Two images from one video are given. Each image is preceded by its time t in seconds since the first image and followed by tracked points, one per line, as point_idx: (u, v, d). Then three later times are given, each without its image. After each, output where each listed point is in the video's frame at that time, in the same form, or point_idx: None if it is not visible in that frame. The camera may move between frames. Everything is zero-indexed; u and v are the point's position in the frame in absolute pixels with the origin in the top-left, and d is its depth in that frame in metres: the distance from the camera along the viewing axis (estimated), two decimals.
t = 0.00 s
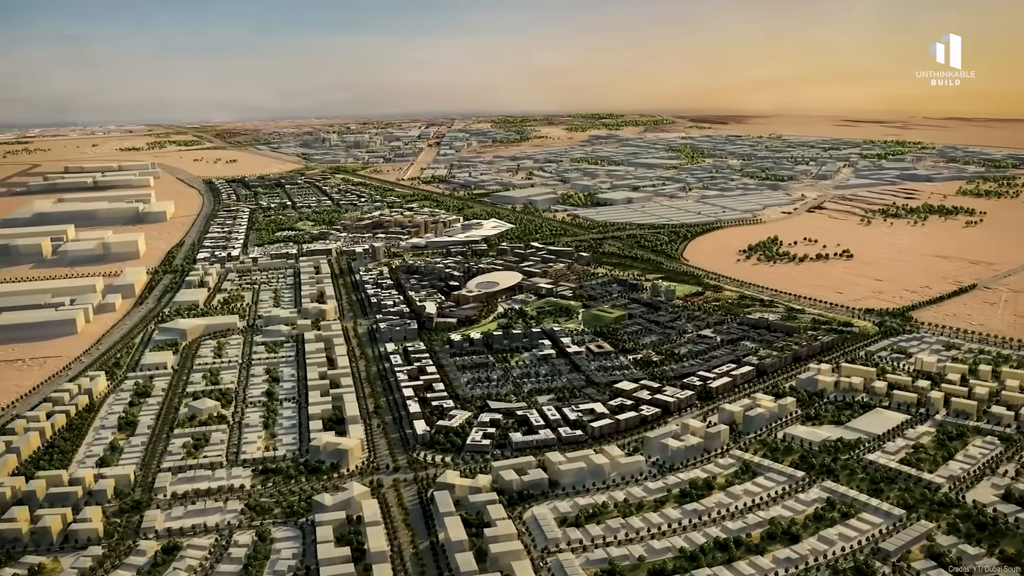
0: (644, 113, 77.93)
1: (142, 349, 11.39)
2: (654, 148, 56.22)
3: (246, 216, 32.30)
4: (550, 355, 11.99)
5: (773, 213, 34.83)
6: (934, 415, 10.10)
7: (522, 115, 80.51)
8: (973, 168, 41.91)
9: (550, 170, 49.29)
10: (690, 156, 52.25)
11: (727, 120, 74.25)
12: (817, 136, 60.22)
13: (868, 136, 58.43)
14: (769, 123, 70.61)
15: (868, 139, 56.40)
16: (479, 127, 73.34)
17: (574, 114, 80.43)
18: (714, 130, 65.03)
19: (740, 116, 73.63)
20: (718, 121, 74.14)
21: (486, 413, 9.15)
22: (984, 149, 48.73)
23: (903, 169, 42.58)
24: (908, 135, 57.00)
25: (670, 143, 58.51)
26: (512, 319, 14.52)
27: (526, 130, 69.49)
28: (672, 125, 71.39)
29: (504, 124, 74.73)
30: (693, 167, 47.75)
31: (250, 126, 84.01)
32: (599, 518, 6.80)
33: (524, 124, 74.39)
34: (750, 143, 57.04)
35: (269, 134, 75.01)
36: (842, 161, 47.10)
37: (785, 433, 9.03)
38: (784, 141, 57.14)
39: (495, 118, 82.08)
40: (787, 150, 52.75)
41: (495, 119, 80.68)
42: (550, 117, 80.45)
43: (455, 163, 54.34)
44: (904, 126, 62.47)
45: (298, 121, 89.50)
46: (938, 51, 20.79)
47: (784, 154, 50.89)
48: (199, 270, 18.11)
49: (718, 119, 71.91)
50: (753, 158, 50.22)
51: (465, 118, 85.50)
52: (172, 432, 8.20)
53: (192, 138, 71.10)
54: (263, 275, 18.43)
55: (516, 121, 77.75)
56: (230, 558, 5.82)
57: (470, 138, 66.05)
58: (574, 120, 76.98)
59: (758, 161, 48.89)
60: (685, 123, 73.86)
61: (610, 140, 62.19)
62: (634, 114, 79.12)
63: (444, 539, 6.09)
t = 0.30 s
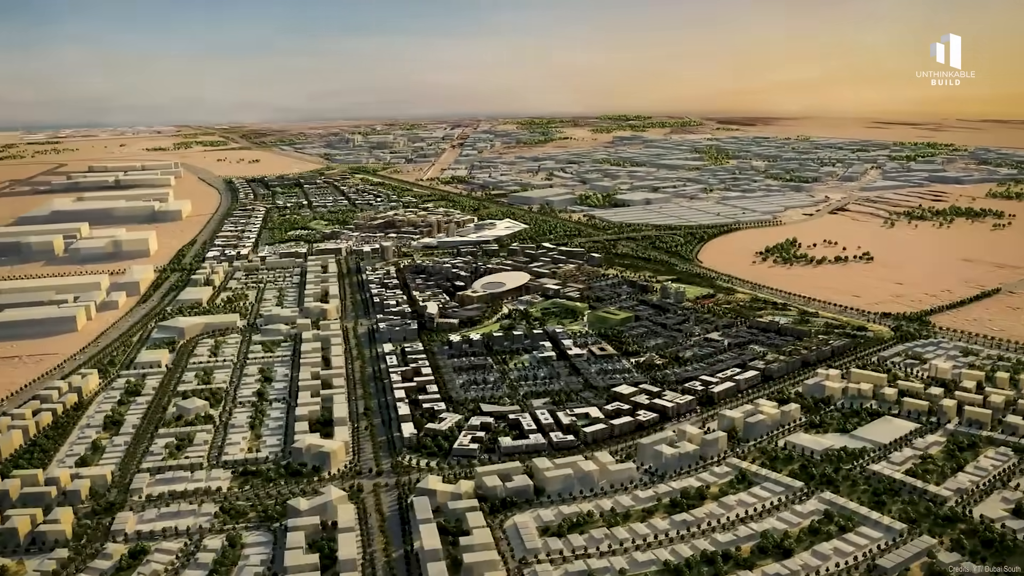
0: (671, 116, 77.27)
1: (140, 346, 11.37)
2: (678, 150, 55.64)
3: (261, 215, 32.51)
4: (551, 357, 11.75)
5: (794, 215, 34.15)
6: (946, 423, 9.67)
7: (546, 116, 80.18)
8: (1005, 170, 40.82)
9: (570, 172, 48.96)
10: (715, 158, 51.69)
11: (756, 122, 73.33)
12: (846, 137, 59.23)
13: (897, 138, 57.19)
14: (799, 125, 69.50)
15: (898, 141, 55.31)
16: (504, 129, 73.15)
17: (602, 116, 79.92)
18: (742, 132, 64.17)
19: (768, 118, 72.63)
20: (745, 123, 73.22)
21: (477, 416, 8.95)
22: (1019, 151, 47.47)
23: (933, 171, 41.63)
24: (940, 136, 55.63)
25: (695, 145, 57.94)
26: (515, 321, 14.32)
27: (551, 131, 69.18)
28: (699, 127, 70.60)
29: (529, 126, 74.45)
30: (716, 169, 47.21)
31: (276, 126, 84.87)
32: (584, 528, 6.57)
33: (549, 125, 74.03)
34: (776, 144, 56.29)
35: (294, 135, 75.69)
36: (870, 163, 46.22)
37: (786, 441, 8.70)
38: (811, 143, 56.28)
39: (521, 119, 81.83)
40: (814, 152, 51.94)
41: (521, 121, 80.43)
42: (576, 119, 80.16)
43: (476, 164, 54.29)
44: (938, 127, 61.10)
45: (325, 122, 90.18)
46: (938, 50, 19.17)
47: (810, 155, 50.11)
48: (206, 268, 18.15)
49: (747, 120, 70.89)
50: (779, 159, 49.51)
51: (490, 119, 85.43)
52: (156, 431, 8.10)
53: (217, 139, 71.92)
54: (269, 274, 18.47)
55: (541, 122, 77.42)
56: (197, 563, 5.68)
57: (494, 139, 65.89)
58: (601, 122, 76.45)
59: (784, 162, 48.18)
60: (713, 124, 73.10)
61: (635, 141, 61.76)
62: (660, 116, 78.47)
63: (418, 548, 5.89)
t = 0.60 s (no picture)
0: (698, 117, 76.58)
1: (137, 344, 11.34)
2: (704, 151, 54.94)
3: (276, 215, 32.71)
4: (550, 359, 11.50)
5: (816, 217, 33.42)
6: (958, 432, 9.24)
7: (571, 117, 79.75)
8: None
9: (592, 173, 48.59)
10: (740, 159, 51.05)
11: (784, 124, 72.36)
12: (876, 139, 58.15)
13: (929, 140, 55.84)
14: (828, 126, 68.39)
15: (929, 143, 54.16)
16: (529, 130, 72.89)
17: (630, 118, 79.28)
18: (771, 134, 63.19)
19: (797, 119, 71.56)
20: (773, 124, 72.23)
21: (467, 420, 8.73)
22: None
23: (963, 173, 40.63)
24: (973, 137, 54.17)
25: (721, 147, 57.30)
26: (519, 322, 14.11)
27: (577, 133, 68.80)
28: (727, 129, 69.68)
29: (555, 128, 74.12)
30: (740, 170, 46.59)
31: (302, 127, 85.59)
32: (565, 538, 6.33)
33: (575, 127, 73.64)
34: (803, 146, 55.44)
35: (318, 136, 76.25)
36: (899, 165, 45.29)
37: (786, 449, 8.37)
38: (840, 144, 55.36)
39: (547, 121, 81.48)
40: (842, 153, 51.07)
41: (547, 123, 80.10)
42: (604, 120, 79.76)
43: (497, 164, 54.18)
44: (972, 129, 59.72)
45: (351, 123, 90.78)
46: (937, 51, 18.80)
47: (838, 157, 49.25)
48: (213, 267, 18.18)
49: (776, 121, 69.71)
50: (805, 161, 48.72)
51: (516, 121, 85.31)
52: (140, 430, 8.00)
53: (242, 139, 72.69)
54: (277, 273, 18.50)
55: (568, 124, 76.98)
56: (161, 568, 5.53)
57: (518, 141, 65.62)
58: (628, 124, 75.81)
59: (810, 164, 47.41)
60: (741, 126, 72.26)
61: (660, 142, 61.24)
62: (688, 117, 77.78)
63: (388, 557, 5.69)
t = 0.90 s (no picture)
0: (728, 119, 75.65)
1: (134, 343, 11.33)
2: (731, 153, 54.15)
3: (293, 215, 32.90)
4: (549, 361, 11.24)
5: (840, 219, 32.66)
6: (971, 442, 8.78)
7: (598, 119, 79.23)
8: None
9: (615, 174, 48.15)
10: (767, 161, 50.29)
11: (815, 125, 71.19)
12: (908, 141, 56.89)
13: (963, 141, 54.47)
14: (860, 127, 67.11)
15: (963, 145, 52.83)
16: (556, 132, 72.50)
17: (659, 121, 78.49)
18: (803, 136, 62.06)
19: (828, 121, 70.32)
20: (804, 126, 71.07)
21: (455, 423, 8.52)
22: None
23: (997, 176, 39.51)
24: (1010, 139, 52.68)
25: (749, 148, 56.51)
26: (522, 322, 13.90)
27: (604, 135, 68.34)
28: (757, 131, 68.60)
29: (582, 130, 73.70)
30: (765, 172, 45.86)
31: (329, 129, 86.23)
32: (542, 548, 6.09)
33: (603, 129, 73.13)
34: (833, 148, 54.45)
35: (344, 137, 76.70)
36: (930, 168, 44.23)
37: (785, 458, 8.03)
38: (871, 147, 54.31)
39: (575, 124, 80.97)
40: (873, 155, 50.06)
41: (575, 125, 79.63)
42: (633, 122, 79.14)
43: (520, 165, 53.98)
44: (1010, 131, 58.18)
45: (379, 124, 91.23)
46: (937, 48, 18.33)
47: (867, 159, 48.26)
48: (222, 265, 18.24)
49: (808, 123, 68.43)
50: (834, 163, 47.82)
51: (544, 122, 84.99)
52: (122, 429, 7.92)
53: (270, 140, 73.51)
54: (285, 272, 18.52)
55: (595, 127, 76.43)
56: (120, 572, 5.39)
57: (545, 142, 65.25)
58: (657, 126, 75.01)
59: (839, 166, 46.52)
60: (771, 128, 71.23)
61: (686, 144, 60.58)
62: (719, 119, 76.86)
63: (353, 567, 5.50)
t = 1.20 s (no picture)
0: (760, 121, 74.48)
1: (132, 340, 11.33)
2: (759, 155, 53.23)
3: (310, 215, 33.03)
4: (547, 363, 11.00)
5: (865, 221, 31.83)
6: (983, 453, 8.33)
7: (626, 122, 78.65)
8: None
9: (638, 175, 47.61)
10: (795, 163, 49.39)
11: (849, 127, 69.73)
12: (943, 142, 55.42)
13: (1000, 143, 52.88)
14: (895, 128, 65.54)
15: (1000, 147, 51.30)
16: (583, 134, 71.99)
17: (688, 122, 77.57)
18: (835, 138, 60.78)
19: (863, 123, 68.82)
20: (838, 127, 69.67)
21: (442, 426, 8.32)
22: None
23: None
24: None
25: (778, 150, 55.60)
26: (525, 324, 13.66)
27: (632, 137, 67.80)
28: (788, 133, 67.46)
29: (610, 132, 73.18)
30: (792, 174, 45.03)
31: (358, 130, 86.73)
32: (515, 559, 5.86)
33: (632, 131, 72.52)
34: (864, 150, 53.31)
35: (371, 138, 77.12)
36: (964, 170, 43.01)
37: (782, 468, 7.71)
38: (904, 149, 53.06)
39: (603, 126, 80.41)
40: (906, 158, 48.86)
41: (604, 127, 79.07)
42: (664, 124, 78.33)
43: (544, 166, 53.70)
44: None
45: (407, 125, 91.55)
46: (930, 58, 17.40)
47: (899, 162, 47.12)
48: (230, 264, 18.30)
49: (840, 124, 67.05)
50: (865, 165, 46.77)
51: (574, 124, 84.54)
52: (104, 428, 7.85)
53: (297, 141, 74.14)
54: (293, 271, 18.50)
55: (623, 128, 75.86)
56: None
57: (570, 144, 64.80)
58: (685, 128, 74.12)
59: (869, 168, 45.48)
60: (803, 129, 69.97)
61: (715, 145, 59.80)
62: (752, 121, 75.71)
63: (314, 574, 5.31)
